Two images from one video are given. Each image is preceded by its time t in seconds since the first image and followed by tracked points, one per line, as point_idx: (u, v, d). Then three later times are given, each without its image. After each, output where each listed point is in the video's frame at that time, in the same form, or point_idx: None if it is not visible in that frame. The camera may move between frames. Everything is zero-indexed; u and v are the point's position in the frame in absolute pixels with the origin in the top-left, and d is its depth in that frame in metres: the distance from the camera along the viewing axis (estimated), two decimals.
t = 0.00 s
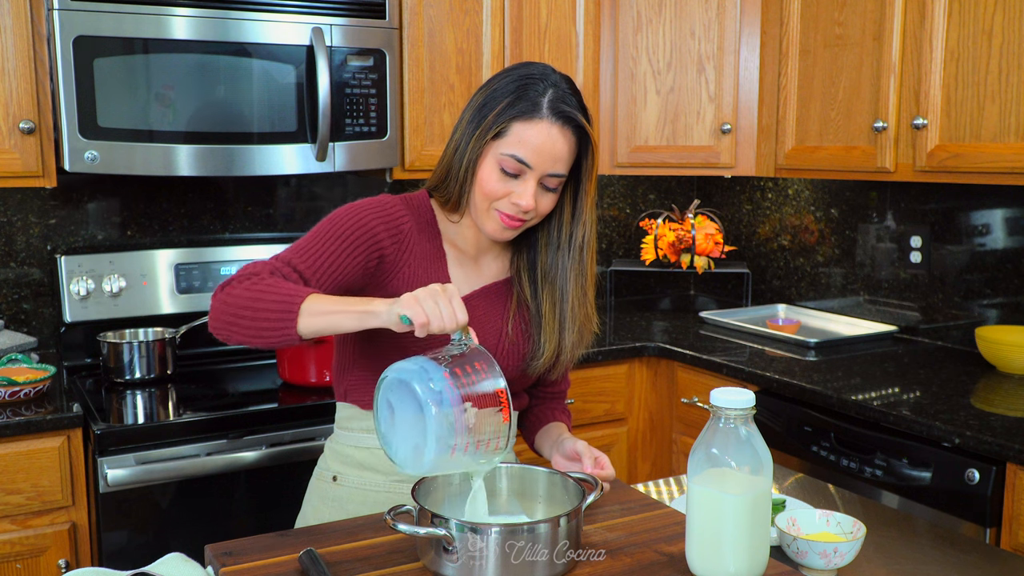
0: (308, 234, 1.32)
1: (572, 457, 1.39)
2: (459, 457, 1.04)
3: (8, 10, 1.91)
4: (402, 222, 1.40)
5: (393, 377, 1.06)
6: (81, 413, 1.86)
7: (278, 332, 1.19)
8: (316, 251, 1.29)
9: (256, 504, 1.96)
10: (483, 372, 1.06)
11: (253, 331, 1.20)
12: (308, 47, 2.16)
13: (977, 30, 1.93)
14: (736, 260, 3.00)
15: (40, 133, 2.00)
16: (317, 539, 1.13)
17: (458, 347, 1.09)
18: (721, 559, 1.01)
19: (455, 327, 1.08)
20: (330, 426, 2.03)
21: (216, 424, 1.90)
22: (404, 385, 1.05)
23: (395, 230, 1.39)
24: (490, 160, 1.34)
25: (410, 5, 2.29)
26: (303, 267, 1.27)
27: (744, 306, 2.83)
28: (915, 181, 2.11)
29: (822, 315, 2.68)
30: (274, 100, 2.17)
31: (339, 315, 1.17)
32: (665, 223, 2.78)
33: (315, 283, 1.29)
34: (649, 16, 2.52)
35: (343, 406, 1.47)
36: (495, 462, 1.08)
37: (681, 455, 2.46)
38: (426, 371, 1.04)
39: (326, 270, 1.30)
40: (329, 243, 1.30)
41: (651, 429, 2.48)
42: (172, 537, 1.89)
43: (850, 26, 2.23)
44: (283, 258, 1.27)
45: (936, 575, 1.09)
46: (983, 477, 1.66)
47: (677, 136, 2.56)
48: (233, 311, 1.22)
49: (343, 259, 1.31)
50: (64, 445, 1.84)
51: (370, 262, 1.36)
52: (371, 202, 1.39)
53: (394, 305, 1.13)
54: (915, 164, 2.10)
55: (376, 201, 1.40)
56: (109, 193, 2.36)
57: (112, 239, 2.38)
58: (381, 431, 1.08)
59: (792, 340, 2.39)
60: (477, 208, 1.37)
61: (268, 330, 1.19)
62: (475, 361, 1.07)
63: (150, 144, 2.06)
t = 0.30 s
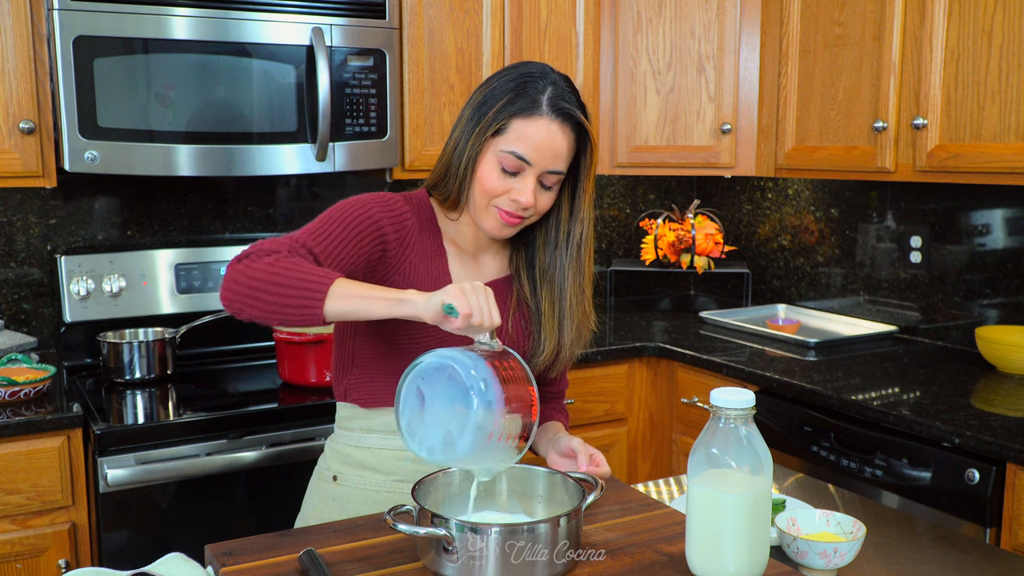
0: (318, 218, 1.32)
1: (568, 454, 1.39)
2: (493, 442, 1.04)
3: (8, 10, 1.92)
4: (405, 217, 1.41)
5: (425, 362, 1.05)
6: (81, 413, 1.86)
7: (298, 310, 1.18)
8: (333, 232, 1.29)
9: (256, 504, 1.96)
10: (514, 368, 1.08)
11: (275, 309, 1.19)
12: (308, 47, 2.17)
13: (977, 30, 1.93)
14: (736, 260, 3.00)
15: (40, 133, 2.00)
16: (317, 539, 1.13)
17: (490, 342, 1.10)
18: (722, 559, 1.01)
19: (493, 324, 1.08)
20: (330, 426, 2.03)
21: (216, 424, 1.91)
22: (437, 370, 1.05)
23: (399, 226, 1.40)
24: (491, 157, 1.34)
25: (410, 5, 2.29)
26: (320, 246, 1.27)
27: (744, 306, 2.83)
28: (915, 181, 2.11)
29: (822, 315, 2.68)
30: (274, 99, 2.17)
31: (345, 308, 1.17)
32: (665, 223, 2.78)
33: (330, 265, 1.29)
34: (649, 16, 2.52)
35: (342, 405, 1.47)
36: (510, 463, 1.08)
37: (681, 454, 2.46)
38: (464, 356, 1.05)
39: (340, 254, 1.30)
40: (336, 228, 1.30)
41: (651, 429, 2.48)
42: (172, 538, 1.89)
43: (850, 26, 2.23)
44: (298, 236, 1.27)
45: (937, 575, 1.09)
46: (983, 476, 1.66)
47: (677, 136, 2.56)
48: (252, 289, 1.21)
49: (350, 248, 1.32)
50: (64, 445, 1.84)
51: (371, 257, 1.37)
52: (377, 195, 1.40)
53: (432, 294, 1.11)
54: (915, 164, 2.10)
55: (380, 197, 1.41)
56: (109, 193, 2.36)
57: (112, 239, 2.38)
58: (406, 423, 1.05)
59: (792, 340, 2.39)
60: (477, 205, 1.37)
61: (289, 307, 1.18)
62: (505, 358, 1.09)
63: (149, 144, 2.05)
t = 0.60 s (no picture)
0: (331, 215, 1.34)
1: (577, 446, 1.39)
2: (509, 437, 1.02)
3: (8, 10, 1.92)
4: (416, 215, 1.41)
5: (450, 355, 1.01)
6: (81, 413, 1.86)
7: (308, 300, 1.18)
8: (345, 225, 1.31)
9: (256, 503, 1.96)
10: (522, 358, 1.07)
11: (283, 295, 1.19)
12: (308, 47, 2.17)
13: (977, 31, 1.93)
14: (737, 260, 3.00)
15: (40, 133, 2.00)
16: (317, 538, 1.13)
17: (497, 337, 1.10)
18: (722, 559, 1.01)
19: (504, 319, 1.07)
20: (330, 426, 2.02)
21: (216, 424, 1.90)
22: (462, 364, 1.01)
23: (409, 224, 1.40)
24: (494, 154, 1.34)
25: (410, 5, 2.29)
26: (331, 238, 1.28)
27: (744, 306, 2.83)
28: (915, 181, 2.11)
29: (822, 315, 2.68)
30: (274, 99, 2.17)
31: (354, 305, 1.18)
32: (665, 223, 2.78)
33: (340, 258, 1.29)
34: (649, 16, 2.52)
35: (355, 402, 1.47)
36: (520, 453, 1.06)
37: (681, 454, 2.46)
38: (479, 350, 1.01)
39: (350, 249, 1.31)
40: (349, 224, 1.31)
41: (651, 429, 2.48)
42: (173, 537, 1.89)
43: (850, 26, 2.23)
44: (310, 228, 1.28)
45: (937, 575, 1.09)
46: (983, 476, 1.66)
47: (677, 136, 2.56)
48: (261, 275, 1.21)
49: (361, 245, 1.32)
50: (65, 445, 1.84)
51: (381, 256, 1.37)
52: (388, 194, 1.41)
53: (443, 289, 1.11)
54: (914, 164, 2.10)
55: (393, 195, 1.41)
56: (109, 193, 2.36)
57: (112, 239, 2.38)
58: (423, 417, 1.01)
59: (792, 340, 2.39)
60: (483, 202, 1.37)
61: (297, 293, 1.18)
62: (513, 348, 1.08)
63: (149, 143, 2.05)
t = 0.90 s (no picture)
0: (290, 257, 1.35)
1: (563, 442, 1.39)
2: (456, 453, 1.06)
3: (8, 10, 1.92)
4: (383, 219, 1.40)
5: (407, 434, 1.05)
6: (82, 413, 1.86)
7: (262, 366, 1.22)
8: (298, 272, 1.32)
9: (256, 504, 1.96)
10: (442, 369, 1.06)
11: (239, 369, 1.24)
12: (308, 47, 2.16)
13: (977, 31, 1.93)
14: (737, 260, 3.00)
15: (40, 133, 2.00)
16: (317, 538, 1.13)
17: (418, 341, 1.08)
18: (722, 559, 1.01)
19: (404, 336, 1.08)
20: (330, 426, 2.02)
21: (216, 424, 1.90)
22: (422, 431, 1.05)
23: (377, 230, 1.39)
24: (471, 149, 1.36)
25: (410, 5, 2.29)
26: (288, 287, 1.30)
27: (744, 307, 2.83)
28: (915, 181, 2.11)
29: (822, 315, 2.68)
30: (275, 99, 2.17)
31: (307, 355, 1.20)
32: (665, 223, 2.78)
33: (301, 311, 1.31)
34: (649, 16, 2.52)
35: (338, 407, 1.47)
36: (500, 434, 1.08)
37: (681, 454, 2.46)
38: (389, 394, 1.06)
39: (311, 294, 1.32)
40: (304, 272, 1.32)
41: (651, 429, 2.48)
42: (173, 537, 1.89)
43: (850, 26, 2.23)
44: (264, 287, 1.31)
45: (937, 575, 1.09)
46: (983, 476, 1.66)
47: (677, 136, 2.56)
48: (221, 348, 1.26)
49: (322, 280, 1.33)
50: (65, 445, 1.84)
51: (353, 265, 1.37)
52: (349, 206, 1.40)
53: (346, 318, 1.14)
54: (914, 164, 2.10)
55: (357, 202, 1.40)
56: (109, 193, 2.36)
57: (112, 239, 2.37)
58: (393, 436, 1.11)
59: (792, 340, 2.39)
60: (460, 198, 1.38)
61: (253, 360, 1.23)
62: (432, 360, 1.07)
63: (149, 144, 2.05)
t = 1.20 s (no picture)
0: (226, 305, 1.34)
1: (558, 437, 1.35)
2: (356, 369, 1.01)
3: (8, 10, 1.92)
4: (314, 236, 1.38)
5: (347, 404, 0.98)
6: (82, 413, 1.85)
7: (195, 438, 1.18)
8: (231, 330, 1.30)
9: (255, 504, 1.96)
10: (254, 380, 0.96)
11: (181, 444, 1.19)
12: (308, 47, 2.16)
13: (976, 30, 1.93)
14: (736, 260, 3.00)
15: (40, 133, 2.00)
16: (316, 538, 1.13)
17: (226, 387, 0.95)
18: (722, 559, 1.00)
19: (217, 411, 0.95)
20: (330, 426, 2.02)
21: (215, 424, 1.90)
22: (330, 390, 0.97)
23: (306, 249, 1.37)
24: (392, 140, 1.34)
25: (410, 5, 2.29)
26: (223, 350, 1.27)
27: (744, 307, 2.83)
28: (915, 181, 2.11)
29: (822, 315, 2.68)
30: (274, 99, 2.16)
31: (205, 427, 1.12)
32: (665, 223, 2.78)
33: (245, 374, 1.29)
34: (649, 16, 2.52)
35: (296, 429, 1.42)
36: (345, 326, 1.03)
37: (681, 454, 2.46)
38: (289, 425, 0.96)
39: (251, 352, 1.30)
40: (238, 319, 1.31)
41: (650, 429, 2.47)
42: (172, 538, 1.89)
43: (850, 26, 2.23)
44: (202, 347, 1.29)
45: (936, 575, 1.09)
46: (983, 477, 1.66)
47: (677, 136, 2.56)
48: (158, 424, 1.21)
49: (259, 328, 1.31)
50: (65, 445, 1.84)
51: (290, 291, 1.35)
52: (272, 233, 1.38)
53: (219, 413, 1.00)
54: (915, 164, 2.10)
55: (280, 224, 1.39)
56: (109, 193, 2.36)
57: (112, 239, 2.37)
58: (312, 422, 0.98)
59: (792, 340, 2.39)
60: (385, 193, 1.36)
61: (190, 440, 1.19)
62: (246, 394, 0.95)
63: (150, 143, 2.06)
